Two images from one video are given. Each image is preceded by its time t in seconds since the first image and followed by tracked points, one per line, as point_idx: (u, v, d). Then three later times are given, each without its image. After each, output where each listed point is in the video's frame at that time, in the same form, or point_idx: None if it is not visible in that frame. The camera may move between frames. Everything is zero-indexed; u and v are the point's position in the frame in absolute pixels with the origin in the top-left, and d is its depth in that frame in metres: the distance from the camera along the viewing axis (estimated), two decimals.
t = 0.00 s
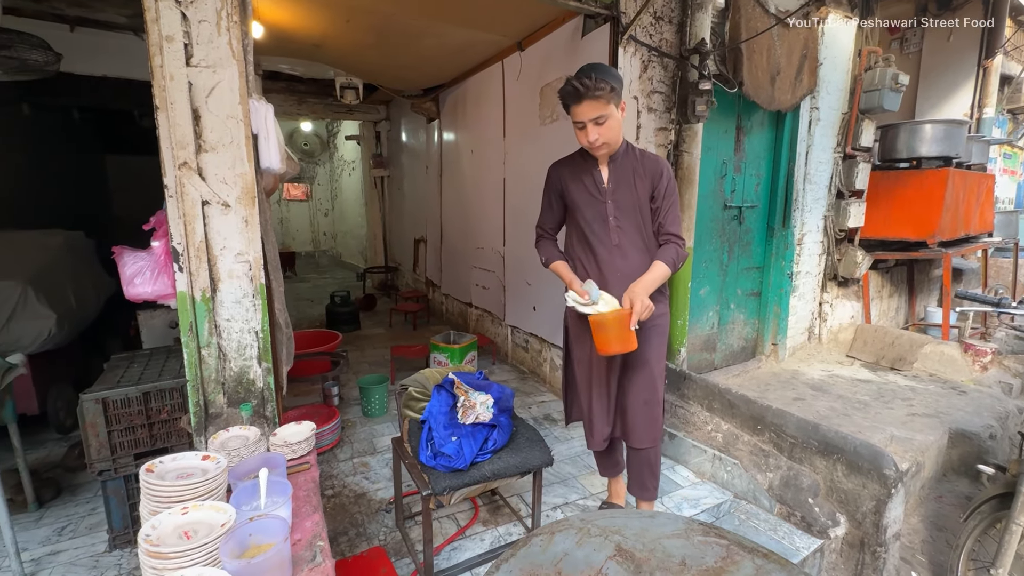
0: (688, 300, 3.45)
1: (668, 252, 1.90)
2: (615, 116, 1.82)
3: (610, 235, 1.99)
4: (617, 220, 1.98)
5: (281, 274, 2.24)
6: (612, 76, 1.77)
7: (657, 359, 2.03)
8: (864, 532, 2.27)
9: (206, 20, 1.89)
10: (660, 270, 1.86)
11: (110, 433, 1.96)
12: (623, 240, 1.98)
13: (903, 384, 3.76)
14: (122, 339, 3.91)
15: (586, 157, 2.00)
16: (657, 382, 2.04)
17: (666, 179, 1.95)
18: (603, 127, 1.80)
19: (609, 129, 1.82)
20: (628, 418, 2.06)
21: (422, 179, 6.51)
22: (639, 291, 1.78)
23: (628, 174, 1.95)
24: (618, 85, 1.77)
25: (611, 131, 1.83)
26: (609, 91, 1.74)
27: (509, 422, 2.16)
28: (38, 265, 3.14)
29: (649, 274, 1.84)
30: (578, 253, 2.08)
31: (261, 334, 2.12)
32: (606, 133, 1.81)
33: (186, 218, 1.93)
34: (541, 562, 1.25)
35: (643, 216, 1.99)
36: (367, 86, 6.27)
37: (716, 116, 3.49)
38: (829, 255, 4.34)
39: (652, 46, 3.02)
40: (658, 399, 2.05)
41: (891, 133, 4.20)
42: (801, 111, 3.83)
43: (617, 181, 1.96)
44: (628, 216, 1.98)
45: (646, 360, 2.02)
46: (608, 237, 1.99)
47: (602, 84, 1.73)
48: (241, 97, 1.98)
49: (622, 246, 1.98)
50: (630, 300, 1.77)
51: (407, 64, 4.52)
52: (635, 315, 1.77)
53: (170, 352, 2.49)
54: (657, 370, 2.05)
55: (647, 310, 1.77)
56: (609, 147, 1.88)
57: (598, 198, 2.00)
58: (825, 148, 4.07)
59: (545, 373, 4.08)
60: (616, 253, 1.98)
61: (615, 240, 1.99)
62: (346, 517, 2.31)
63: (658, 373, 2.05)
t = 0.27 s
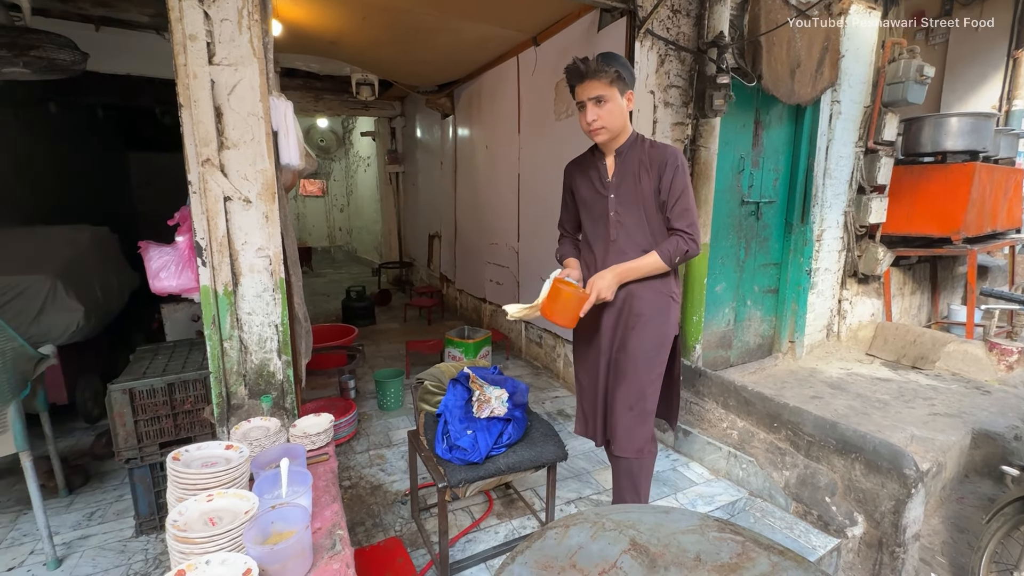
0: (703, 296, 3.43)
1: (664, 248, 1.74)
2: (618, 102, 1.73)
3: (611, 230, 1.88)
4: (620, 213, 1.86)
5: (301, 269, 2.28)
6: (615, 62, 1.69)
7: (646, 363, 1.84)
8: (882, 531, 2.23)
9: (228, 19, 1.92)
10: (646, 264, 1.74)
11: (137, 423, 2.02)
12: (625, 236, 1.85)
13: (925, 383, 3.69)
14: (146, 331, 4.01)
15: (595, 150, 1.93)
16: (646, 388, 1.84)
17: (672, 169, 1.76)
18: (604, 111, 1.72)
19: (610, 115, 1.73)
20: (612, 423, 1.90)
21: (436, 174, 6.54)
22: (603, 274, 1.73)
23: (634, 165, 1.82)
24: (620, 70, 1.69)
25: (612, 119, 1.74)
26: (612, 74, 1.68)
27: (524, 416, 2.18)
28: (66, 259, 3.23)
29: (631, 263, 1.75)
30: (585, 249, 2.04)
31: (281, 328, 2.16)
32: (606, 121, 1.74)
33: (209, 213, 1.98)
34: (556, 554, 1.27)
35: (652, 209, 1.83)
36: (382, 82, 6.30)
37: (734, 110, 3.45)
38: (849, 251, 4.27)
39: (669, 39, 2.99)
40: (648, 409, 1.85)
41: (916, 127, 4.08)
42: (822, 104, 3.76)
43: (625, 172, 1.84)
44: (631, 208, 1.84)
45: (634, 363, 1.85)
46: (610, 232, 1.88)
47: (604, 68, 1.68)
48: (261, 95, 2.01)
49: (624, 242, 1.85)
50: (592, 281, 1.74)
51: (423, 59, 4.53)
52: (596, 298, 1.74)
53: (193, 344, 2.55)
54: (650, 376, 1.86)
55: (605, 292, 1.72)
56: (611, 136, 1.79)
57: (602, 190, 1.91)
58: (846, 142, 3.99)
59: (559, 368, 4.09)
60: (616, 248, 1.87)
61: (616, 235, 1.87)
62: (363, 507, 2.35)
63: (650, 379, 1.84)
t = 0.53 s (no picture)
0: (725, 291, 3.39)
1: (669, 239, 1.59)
2: (626, 93, 1.69)
3: (617, 225, 1.87)
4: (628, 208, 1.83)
5: (325, 261, 2.32)
6: (622, 53, 1.64)
7: (635, 375, 1.80)
8: (908, 531, 2.17)
9: (255, 15, 1.96)
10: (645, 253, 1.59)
11: (169, 408, 2.09)
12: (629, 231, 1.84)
13: (955, 382, 3.60)
14: (175, 322, 4.14)
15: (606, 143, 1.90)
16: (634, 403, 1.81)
17: (675, 161, 1.64)
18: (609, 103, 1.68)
19: (615, 107, 1.69)
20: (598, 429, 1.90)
21: (456, 168, 6.56)
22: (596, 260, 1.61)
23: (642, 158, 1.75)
24: (625, 60, 1.64)
25: (618, 111, 1.70)
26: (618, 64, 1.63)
27: (543, 409, 2.19)
28: (100, 251, 3.34)
29: (630, 249, 1.61)
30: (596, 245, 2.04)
31: (306, 318, 2.21)
32: (613, 113, 1.70)
33: (238, 206, 2.03)
34: (576, 544, 1.28)
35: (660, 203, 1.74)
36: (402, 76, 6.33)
37: (759, 101, 3.38)
38: (878, 246, 4.16)
39: (693, 29, 2.93)
40: (634, 421, 1.81)
41: (950, 118, 3.94)
42: (851, 94, 3.66)
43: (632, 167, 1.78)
44: (637, 201, 1.80)
45: (623, 374, 1.82)
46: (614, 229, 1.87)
47: (610, 57, 1.63)
48: (288, 89, 2.05)
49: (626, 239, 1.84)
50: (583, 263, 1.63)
51: (443, 53, 4.54)
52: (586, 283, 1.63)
53: (221, 334, 2.62)
54: (641, 388, 1.82)
55: (598, 278, 1.60)
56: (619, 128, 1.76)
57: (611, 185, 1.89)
58: (876, 133, 3.89)
59: (578, 362, 4.08)
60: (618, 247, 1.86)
61: (623, 230, 1.86)
62: (384, 495, 2.40)
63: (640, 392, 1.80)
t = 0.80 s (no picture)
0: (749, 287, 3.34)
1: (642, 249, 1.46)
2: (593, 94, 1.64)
3: (605, 232, 1.84)
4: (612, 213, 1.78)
5: (350, 254, 2.37)
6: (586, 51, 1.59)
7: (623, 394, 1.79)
8: (937, 534, 2.14)
9: (285, 12, 2.00)
10: (615, 269, 1.47)
11: (201, 396, 2.16)
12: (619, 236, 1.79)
13: (989, 382, 3.49)
14: (204, 313, 4.26)
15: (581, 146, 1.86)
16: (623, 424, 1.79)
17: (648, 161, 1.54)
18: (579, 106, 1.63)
19: (580, 110, 1.64)
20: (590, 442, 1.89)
21: (476, 163, 6.57)
22: (560, 285, 1.51)
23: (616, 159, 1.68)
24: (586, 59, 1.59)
25: (585, 114, 1.65)
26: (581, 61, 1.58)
27: (564, 402, 2.21)
28: (135, 243, 3.46)
29: (597, 272, 1.48)
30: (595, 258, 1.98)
31: (331, 310, 2.27)
32: (581, 116, 1.65)
33: (267, 200, 2.08)
34: (597, 536, 1.29)
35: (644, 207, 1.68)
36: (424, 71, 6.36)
37: (787, 93, 3.30)
38: (909, 242, 4.05)
39: (719, 20, 2.88)
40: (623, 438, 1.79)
41: (989, 109, 3.78)
42: (883, 86, 3.56)
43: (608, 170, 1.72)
44: (621, 205, 1.72)
45: (611, 395, 1.81)
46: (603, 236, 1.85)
47: (568, 54, 1.58)
48: (315, 85, 2.08)
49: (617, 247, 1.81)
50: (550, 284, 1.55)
51: (465, 48, 4.55)
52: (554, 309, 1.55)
53: (249, 325, 2.69)
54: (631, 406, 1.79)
55: (562, 303, 1.51)
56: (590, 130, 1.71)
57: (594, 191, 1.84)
58: (909, 126, 3.77)
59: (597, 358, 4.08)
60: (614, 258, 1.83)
61: (612, 236, 1.82)
62: (406, 484, 2.45)
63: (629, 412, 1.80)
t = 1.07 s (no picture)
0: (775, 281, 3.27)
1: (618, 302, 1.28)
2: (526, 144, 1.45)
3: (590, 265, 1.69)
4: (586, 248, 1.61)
5: (377, 246, 2.42)
6: (510, 99, 1.39)
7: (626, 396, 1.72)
8: (971, 535, 2.04)
9: (315, 7, 2.04)
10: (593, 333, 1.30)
11: (234, 382, 2.23)
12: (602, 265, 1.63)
13: None
14: (234, 303, 4.38)
15: (529, 188, 1.67)
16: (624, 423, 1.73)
17: (594, 200, 1.35)
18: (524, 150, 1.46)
19: (517, 160, 1.46)
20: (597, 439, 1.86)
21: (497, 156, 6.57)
22: (536, 356, 1.36)
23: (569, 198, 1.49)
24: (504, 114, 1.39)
25: (523, 165, 1.47)
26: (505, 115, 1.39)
27: (586, 395, 2.22)
28: (170, 235, 3.57)
29: (573, 337, 1.32)
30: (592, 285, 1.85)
31: (358, 300, 2.33)
32: (518, 169, 1.47)
33: (297, 192, 2.14)
34: (620, 526, 1.29)
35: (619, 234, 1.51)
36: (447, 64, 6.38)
37: (818, 83, 3.22)
38: (943, 238, 3.92)
39: (748, 9, 2.82)
40: (627, 437, 1.73)
41: None
42: (920, 75, 3.44)
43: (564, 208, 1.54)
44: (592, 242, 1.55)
45: (617, 392, 1.76)
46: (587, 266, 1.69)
47: (480, 111, 1.37)
48: (344, 79, 2.12)
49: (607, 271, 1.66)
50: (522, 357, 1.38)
51: (489, 41, 4.55)
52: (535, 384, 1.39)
53: (278, 314, 2.77)
54: (638, 408, 1.72)
55: (541, 378, 1.35)
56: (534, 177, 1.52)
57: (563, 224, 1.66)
58: (947, 116, 3.65)
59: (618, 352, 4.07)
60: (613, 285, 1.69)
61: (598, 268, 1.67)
62: (430, 472, 2.49)
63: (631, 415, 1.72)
